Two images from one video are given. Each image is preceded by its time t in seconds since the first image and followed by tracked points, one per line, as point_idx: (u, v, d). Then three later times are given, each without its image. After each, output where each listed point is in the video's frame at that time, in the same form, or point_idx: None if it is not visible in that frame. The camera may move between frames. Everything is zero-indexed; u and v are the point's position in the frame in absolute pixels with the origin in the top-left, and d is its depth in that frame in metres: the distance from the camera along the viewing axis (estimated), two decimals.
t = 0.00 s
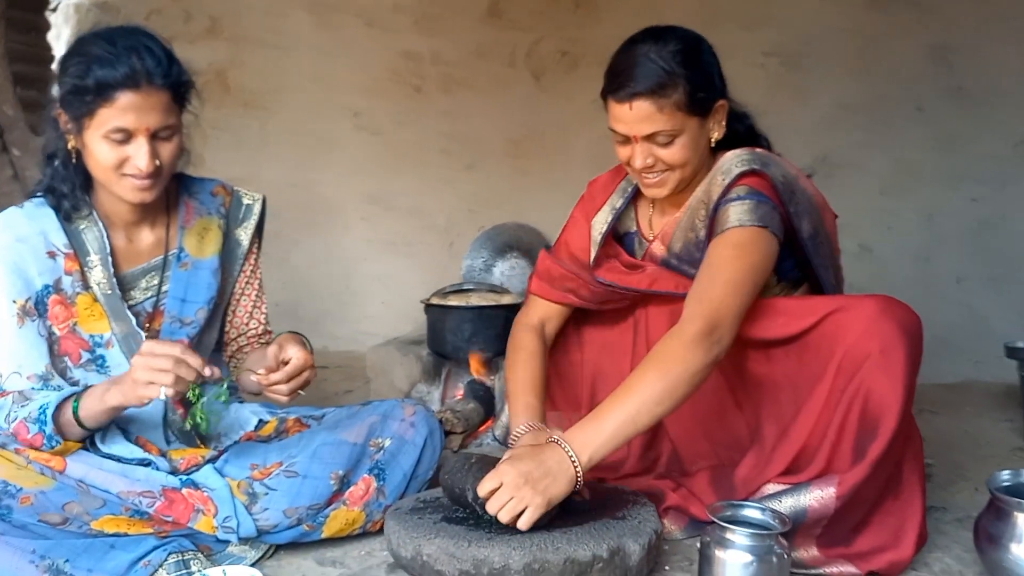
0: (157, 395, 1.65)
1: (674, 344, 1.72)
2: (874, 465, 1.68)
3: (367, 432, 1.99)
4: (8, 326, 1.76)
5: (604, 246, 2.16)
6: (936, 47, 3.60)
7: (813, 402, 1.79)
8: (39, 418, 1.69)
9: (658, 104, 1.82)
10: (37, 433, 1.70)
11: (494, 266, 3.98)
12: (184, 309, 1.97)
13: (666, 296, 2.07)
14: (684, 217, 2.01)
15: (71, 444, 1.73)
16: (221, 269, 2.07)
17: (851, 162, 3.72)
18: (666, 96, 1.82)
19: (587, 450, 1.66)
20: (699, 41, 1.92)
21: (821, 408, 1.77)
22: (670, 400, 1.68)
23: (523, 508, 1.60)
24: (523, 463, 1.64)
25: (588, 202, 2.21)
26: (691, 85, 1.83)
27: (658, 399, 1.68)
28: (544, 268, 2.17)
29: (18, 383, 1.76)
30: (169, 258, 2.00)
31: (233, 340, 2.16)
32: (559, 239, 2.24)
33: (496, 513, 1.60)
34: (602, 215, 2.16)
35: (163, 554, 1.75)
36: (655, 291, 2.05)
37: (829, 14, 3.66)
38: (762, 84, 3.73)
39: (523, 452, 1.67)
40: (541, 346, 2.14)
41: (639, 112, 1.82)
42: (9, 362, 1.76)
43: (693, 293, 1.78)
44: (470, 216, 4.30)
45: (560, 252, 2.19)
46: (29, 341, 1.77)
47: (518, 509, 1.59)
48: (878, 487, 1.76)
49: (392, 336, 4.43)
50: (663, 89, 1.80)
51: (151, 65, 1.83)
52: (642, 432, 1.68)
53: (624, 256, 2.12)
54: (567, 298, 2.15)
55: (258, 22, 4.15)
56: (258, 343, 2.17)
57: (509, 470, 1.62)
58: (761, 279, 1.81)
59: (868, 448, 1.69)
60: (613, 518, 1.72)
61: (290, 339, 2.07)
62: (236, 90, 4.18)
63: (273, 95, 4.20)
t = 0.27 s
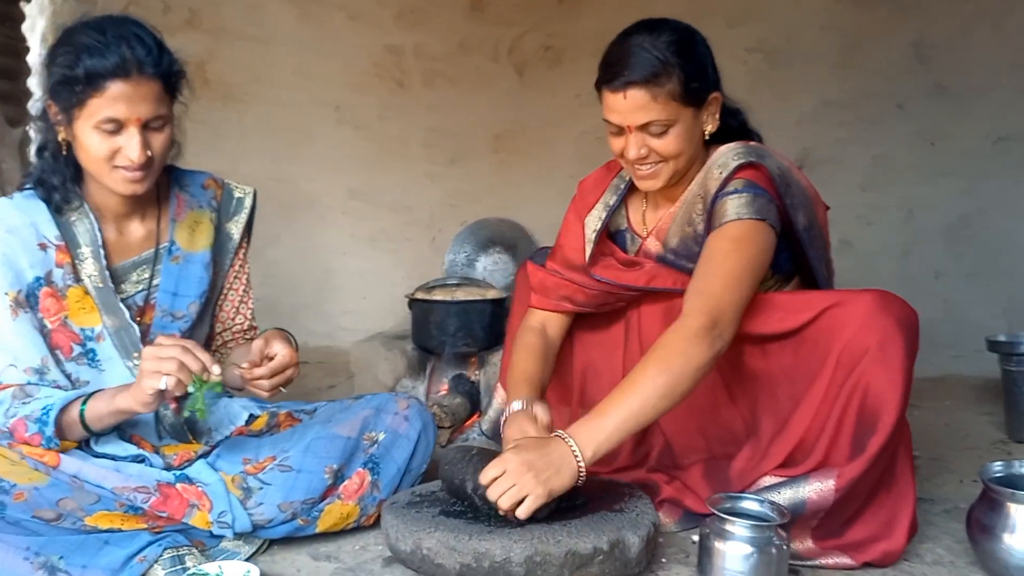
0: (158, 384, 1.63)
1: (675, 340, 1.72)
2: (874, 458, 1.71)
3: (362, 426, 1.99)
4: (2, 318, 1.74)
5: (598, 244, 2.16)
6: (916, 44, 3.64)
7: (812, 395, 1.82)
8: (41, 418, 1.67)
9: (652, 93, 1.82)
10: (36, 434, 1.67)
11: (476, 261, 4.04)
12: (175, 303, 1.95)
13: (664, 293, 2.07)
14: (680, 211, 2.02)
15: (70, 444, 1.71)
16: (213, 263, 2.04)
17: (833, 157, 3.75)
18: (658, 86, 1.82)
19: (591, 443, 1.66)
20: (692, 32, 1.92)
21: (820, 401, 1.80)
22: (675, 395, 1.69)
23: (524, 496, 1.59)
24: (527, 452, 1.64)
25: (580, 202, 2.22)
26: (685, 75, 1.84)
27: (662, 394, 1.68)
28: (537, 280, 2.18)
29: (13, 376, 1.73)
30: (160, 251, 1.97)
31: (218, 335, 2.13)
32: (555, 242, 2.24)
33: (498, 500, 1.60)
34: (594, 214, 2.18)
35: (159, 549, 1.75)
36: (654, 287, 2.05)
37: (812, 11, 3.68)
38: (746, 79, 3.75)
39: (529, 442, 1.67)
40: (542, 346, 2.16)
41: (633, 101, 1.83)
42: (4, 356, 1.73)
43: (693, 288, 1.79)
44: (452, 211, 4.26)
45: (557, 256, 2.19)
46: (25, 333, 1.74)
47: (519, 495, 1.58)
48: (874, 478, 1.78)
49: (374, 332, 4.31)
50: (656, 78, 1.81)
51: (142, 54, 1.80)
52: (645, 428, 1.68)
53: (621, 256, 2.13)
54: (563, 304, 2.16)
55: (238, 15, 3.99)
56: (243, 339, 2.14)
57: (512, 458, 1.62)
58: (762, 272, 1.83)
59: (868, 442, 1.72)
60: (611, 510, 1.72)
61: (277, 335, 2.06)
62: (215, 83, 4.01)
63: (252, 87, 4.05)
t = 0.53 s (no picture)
0: (177, 377, 1.64)
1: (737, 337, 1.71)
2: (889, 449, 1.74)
3: (376, 419, 1.99)
4: (22, 310, 1.75)
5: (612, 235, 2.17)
6: (918, 40, 3.65)
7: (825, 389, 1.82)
8: (62, 412, 1.69)
9: (661, 91, 1.83)
10: (57, 427, 1.69)
11: (478, 256, 4.05)
12: (191, 296, 1.95)
13: (680, 284, 2.06)
14: (693, 206, 2.03)
15: (88, 437, 1.72)
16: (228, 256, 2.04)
17: (834, 153, 3.77)
18: (667, 84, 1.82)
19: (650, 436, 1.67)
20: (700, 30, 1.92)
21: (834, 395, 1.80)
22: (737, 389, 1.69)
23: (580, 460, 1.63)
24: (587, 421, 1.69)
25: (594, 189, 2.23)
26: (694, 72, 1.84)
27: (721, 388, 1.69)
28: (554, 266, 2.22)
29: (33, 369, 1.74)
30: (176, 244, 1.96)
31: (232, 329, 2.12)
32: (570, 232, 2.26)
33: (556, 461, 1.63)
34: (606, 203, 2.18)
35: (178, 542, 1.76)
36: (672, 276, 2.05)
37: (813, 7, 3.70)
38: (749, 75, 3.77)
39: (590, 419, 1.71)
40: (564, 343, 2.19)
41: (641, 100, 1.83)
42: (24, 348, 1.74)
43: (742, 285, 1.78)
44: (453, 206, 4.21)
45: (571, 243, 2.23)
46: (44, 324, 1.76)
47: (577, 457, 1.62)
48: (888, 469, 1.80)
49: (375, 327, 4.23)
50: (665, 76, 1.81)
51: (157, 46, 1.79)
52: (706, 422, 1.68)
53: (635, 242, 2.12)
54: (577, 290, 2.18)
55: (235, 8, 3.86)
56: (255, 333, 2.14)
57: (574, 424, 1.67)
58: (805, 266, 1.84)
59: (884, 432, 1.74)
60: (629, 502, 1.73)
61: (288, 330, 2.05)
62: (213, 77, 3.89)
63: (252, 81, 3.93)
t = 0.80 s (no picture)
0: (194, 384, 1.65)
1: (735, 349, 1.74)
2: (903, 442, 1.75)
3: (387, 413, 1.99)
4: (33, 305, 1.75)
5: (620, 241, 2.16)
6: (922, 35, 3.65)
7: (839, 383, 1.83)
8: (63, 415, 1.70)
9: (665, 93, 1.83)
10: (63, 426, 1.71)
11: (483, 251, 4.08)
12: (204, 289, 1.95)
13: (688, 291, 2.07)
14: (700, 210, 2.03)
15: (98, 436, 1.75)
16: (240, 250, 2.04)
17: (838, 148, 3.77)
18: (672, 86, 1.82)
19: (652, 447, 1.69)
20: (704, 32, 1.93)
21: (848, 390, 1.81)
22: (731, 402, 1.71)
23: (581, 447, 1.67)
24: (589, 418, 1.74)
25: (596, 198, 2.22)
26: (698, 73, 1.84)
27: (714, 402, 1.71)
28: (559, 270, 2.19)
29: (43, 364, 1.74)
30: (189, 238, 1.96)
31: (245, 322, 2.13)
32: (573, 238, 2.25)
33: (557, 449, 1.68)
34: (614, 211, 2.18)
35: (192, 536, 1.75)
36: (681, 284, 2.05)
37: (817, 2, 3.70)
38: (753, 70, 3.76)
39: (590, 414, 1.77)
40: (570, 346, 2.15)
41: (645, 102, 1.83)
42: (35, 342, 1.74)
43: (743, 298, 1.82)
44: (456, 200, 4.11)
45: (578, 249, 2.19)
46: (56, 319, 1.76)
47: (576, 444, 1.67)
48: (901, 463, 1.80)
49: (379, 322, 4.15)
50: (669, 78, 1.81)
51: (166, 36, 1.77)
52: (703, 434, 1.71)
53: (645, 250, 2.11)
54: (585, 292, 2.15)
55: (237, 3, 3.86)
56: (268, 326, 2.14)
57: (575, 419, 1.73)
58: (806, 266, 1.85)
59: (897, 425, 1.76)
60: (642, 496, 1.73)
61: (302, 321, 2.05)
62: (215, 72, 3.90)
63: (253, 76, 3.92)
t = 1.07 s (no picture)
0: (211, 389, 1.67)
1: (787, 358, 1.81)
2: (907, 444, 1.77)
3: (392, 412, 1.99)
4: (31, 303, 1.73)
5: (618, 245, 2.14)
6: (921, 36, 3.66)
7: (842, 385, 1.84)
8: (64, 402, 1.68)
9: (664, 102, 1.83)
10: (64, 418, 1.69)
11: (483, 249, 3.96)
12: (207, 287, 1.95)
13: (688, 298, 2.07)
14: (696, 217, 2.02)
15: (99, 429, 1.74)
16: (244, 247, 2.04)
17: (838, 148, 3.78)
18: (670, 95, 1.83)
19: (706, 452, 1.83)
20: (702, 40, 1.93)
21: (852, 391, 1.81)
22: (785, 411, 1.80)
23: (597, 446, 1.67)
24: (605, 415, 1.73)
25: (596, 199, 2.21)
26: (696, 83, 1.85)
27: (769, 411, 1.81)
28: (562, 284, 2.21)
29: (40, 363, 1.72)
30: (193, 236, 1.96)
31: (260, 318, 2.15)
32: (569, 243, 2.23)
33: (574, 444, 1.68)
34: (613, 213, 2.15)
35: (197, 535, 1.75)
36: (680, 291, 2.05)
37: (817, 3, 3.71)
38: (753, 71, 3.78)
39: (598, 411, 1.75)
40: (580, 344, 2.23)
41: (643, 111, 1.83)
42: (33, 340, 1.72)
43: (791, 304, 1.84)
44: (456, 198, 4.10)
45: (576, 252, 2.19)
46: (55, 318, 1.74)
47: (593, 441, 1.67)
48: (904, 464, 1.81)
49: (378, 320, 4.16)
50: (668, 87, 1.82)
51: (166, 35, 1.75)
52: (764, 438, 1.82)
53: (643, 254, 2.10)
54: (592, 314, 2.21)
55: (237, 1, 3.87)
56: (284, 322, 2.15)
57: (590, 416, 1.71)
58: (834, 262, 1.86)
59: (902, 426, 1.77)
60: (646, 496, 1.74)
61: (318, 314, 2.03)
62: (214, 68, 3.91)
63: (253, 73, 3.92)
